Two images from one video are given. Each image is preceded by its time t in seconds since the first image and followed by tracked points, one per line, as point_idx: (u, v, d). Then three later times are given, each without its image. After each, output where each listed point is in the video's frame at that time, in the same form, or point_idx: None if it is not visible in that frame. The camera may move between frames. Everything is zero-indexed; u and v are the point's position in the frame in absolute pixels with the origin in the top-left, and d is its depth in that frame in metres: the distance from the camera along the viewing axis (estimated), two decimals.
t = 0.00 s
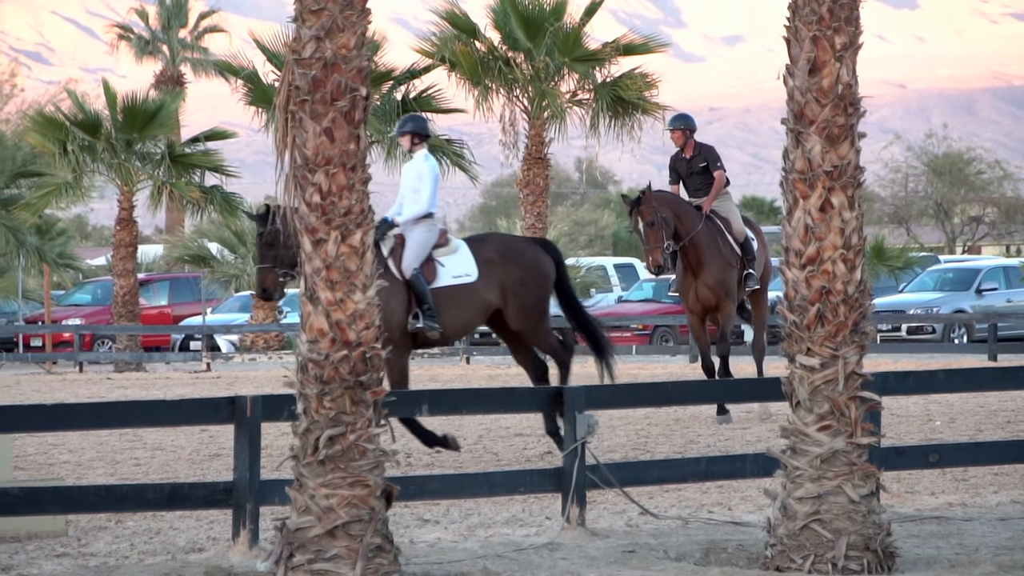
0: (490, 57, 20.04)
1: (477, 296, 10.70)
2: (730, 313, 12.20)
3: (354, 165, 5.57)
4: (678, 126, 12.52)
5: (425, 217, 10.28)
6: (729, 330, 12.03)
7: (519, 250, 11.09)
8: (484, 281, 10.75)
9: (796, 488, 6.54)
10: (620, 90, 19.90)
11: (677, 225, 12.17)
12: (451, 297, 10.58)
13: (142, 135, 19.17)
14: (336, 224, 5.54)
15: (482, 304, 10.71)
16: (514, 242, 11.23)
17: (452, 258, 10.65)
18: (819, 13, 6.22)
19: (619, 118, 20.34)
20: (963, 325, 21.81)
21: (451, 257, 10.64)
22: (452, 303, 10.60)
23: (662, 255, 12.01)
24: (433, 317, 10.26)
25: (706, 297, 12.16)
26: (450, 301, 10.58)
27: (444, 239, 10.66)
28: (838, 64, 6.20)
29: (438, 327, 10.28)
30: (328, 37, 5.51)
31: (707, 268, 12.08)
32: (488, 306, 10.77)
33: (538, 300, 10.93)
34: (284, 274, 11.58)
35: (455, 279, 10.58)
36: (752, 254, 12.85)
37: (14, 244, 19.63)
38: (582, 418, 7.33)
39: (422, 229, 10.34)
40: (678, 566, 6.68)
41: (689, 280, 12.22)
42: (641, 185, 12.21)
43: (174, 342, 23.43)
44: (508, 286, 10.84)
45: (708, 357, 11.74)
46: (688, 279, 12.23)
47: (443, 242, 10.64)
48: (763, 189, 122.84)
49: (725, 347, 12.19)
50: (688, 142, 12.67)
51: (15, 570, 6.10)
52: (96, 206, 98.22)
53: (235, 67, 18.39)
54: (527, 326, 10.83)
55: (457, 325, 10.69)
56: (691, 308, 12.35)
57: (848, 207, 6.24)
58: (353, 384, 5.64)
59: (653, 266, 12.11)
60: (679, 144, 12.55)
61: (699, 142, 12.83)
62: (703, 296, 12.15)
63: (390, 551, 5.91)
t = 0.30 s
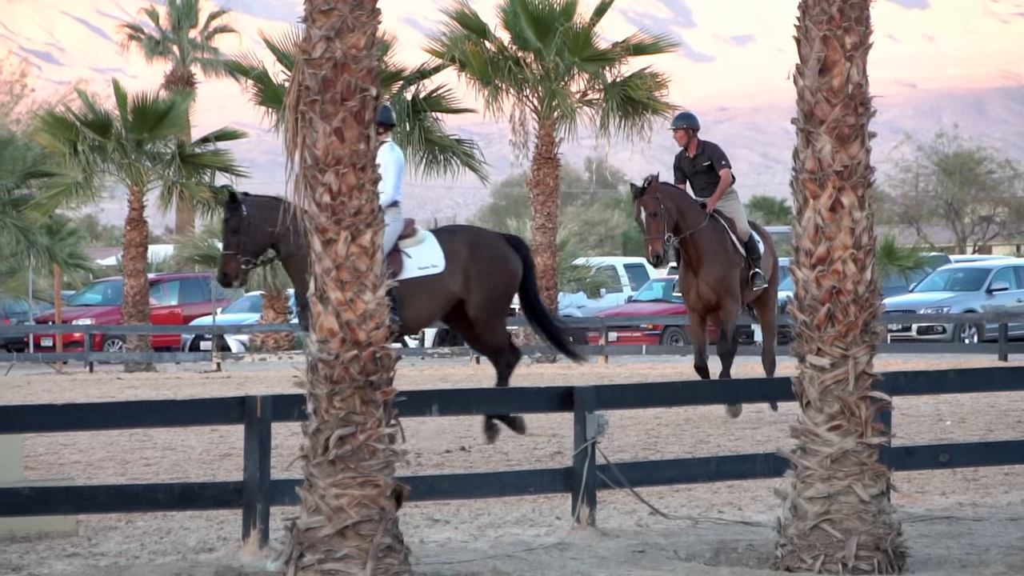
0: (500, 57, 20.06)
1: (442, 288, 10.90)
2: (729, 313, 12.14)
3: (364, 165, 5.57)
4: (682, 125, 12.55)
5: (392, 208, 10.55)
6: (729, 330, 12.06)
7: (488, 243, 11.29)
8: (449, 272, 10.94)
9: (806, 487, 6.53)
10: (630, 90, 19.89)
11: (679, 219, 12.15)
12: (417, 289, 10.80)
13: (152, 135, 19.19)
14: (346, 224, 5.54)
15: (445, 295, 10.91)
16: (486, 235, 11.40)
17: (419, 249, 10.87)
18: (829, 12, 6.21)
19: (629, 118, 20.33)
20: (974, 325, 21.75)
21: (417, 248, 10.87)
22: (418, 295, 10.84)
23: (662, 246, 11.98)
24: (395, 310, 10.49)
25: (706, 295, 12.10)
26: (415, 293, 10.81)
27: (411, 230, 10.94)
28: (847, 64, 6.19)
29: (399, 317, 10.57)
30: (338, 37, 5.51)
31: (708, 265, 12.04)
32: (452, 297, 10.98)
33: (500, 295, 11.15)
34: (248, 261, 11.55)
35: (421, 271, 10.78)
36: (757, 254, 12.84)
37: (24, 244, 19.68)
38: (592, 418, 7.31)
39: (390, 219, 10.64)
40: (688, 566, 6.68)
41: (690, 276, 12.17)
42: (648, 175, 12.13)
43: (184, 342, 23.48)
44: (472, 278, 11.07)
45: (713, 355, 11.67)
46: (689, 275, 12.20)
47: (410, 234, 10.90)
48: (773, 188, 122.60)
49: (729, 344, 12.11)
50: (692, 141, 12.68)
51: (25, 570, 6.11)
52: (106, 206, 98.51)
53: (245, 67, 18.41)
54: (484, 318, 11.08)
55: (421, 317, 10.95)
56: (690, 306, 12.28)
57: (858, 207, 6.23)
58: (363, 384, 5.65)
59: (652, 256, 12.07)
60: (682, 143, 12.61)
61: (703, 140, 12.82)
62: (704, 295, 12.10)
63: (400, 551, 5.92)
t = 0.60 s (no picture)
0: (511, 57, 20.06)
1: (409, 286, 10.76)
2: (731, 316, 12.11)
3: (375, 165, 5.58)
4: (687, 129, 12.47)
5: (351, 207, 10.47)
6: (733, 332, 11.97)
7: (460, 243, 11.25)
8: (417, 271, 10.82)
9: (817, 487, 6.51)
10: (641, 90, 19.86)
11: (682, 222, 12.16)
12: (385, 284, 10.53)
13: (162, 135, 19.25)
14: (357, 224, 5.55)
15: (415, 294, 10.80)
16: (458, 236, 11.37)
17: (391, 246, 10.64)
18: (840, 12, 6.20)
19: (640, 118, 20.31)
20: (985, 326, 21.68)
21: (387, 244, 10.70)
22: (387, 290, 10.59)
23: (664, 249, 12.06)
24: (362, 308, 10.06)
25: (709, 299, 12.07)
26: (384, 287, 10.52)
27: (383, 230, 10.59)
28: (859, 63, 6.18)
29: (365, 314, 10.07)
30: (349, 37, 5.53)
31: (710, 268, 12.04)
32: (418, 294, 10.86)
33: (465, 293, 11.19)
34: (217, 252, 10.59)
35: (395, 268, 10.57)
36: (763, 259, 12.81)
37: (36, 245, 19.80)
38: (603, 418, 7.31)
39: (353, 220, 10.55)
40: (699, 566, 6.67)
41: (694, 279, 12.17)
42: (650, 177, 12.23)
43: (195, 342, 23.54)
44: (442, 277, 11.00)
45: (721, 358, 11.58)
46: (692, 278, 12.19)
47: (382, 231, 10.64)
48: (784, 188, 122.38)
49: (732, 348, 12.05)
50: (697, 147, 12.56)
51: (37, 570, 6.13)
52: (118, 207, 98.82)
53: (256, 67, 18.44)
54: (450, 316, 11.05)
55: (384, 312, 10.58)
56: (693, 308, 12.26)
57: (870, 207, 6.22)
58: (375, 384, 5.66)
59: (654, 259, 12.14)
60: (687, 147, 12.50)
61: (708, 145, 12.70)
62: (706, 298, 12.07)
63: (411, 551, 5.92)
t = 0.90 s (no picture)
0: (522, 57, 20.06)
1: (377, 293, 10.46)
2: (738, 326, 12.04)
3: (385, 166, 5.58)
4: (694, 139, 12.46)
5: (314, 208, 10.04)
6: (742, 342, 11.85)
7: (426, 249, 10.89)
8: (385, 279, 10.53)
9: (828, 487, 6.50)
10: (651, 90, 19.84)
11: (682, 232, 12.19)
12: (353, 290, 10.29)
13: (174, 135, 19.18)
14: (368, 224, 5.56)
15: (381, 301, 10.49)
16: (423, 243, 11.01)
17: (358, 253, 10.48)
18: (851, 12, 6.18)
19: (651, 119, 20.29)
20: (997, 325, 21.59)
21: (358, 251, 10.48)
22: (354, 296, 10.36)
23: (665, 260, 12.12)
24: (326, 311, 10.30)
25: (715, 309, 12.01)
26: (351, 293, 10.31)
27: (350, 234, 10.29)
28: (870, 63, 6.17)
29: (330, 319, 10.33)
30: (360, 37, 5.53)
31: (715, 276, 11.99)
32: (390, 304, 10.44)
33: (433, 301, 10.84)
34: (183, 252, 10.51)
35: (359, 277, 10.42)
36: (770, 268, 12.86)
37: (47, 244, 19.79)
38: (614, 418, 7.28)
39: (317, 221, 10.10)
40: (710, 566, 6.66)
41: (697, 289, 12.11)
42: (650, 188, 12.30)
43: (207, 342, 23.60)
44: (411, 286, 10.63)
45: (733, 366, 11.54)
46: (695, 286, 12.13)
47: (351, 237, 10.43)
48: (795, 187, 122.11)
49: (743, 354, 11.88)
50: (704, 158, 12.56)
51: (48, 570, 6.15)
52: (129, 207, 99.22)
53: (267, 67, 18.47)
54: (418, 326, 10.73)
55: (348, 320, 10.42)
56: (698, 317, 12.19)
57: (881, 207, 6.20)
58: (386, 384, 5.66)
59: (656, 270, 12.23)
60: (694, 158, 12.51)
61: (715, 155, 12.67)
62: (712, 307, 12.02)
63: (422, 551, 5.93)
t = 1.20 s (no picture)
0: (534, 57, 20.06)
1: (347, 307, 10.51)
2: (745, 330, 12.15)
3: (398, 166, 5.59)
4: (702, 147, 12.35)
5: (293, 215, 10.05)
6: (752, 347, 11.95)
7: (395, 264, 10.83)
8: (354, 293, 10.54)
9: (842, 488, 6.48)
10: (664, 90, 19.81)
11: (682, 241, 12.12)
12: (319, 302, 10.38)
13: (187, 136, 19.25)
14: (380, 224, 5.56)
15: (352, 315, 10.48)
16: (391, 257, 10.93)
17: (325, 264, 10.55)
18: (864, 11, 6.16)
19: (664, 119, 20.27)
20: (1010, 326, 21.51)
21: (324, 263, 10.55)
22: (321, 310, 10.38)
23: (665, 272, 12.11)
24: (296, 319, 10.10)
25: (722, 314, 12.05)
26: (318, 307, 10.37)
27: (319, 244, 10.54)
28: (883, 63, 6.15)
29: (301, 328, 10.12)
30: (372, 37, 5.55)
31: (721, 283, 11.95)
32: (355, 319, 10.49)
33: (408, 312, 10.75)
34: (145, 260, 10.15)
35: (324, 286, 10.43)
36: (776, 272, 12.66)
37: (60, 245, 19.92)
38: (626, 418, 7.27)
39: (293, 228, 10.11)
40: (723, 567, 6.66)
41: (702, 295, 12.13)
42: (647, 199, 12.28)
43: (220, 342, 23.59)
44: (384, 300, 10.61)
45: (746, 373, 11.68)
46: (700, 292, 12.14)
47: (319, 247, 10.53)
48: (808, 187, 121.87)
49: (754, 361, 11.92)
50: (712, 167, 12.52)
51: (62, 570, 6.18)
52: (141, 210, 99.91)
53: (279, 68, 18.50)
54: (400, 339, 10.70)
55: (322, 335, 10.40)
56: (703, 323, 12.20)
57: (894, 207, 6.18)
58: (398, 385, 5.67)
59: (657, 281, 12.24)
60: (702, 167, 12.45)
61: (724, 166, 12.66)
62: (719, 313, 12.05)
63: (435, 551, 5.94)
